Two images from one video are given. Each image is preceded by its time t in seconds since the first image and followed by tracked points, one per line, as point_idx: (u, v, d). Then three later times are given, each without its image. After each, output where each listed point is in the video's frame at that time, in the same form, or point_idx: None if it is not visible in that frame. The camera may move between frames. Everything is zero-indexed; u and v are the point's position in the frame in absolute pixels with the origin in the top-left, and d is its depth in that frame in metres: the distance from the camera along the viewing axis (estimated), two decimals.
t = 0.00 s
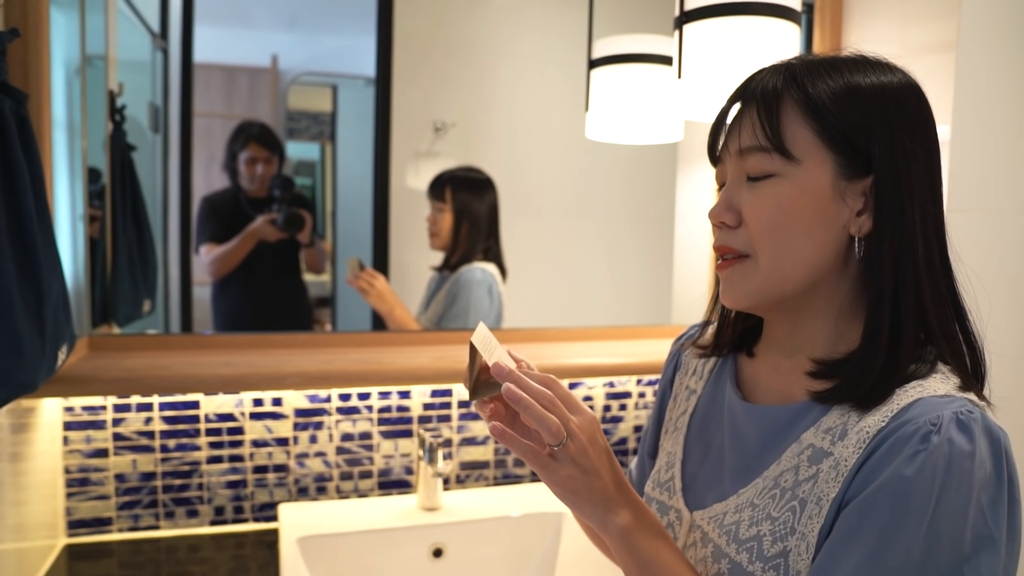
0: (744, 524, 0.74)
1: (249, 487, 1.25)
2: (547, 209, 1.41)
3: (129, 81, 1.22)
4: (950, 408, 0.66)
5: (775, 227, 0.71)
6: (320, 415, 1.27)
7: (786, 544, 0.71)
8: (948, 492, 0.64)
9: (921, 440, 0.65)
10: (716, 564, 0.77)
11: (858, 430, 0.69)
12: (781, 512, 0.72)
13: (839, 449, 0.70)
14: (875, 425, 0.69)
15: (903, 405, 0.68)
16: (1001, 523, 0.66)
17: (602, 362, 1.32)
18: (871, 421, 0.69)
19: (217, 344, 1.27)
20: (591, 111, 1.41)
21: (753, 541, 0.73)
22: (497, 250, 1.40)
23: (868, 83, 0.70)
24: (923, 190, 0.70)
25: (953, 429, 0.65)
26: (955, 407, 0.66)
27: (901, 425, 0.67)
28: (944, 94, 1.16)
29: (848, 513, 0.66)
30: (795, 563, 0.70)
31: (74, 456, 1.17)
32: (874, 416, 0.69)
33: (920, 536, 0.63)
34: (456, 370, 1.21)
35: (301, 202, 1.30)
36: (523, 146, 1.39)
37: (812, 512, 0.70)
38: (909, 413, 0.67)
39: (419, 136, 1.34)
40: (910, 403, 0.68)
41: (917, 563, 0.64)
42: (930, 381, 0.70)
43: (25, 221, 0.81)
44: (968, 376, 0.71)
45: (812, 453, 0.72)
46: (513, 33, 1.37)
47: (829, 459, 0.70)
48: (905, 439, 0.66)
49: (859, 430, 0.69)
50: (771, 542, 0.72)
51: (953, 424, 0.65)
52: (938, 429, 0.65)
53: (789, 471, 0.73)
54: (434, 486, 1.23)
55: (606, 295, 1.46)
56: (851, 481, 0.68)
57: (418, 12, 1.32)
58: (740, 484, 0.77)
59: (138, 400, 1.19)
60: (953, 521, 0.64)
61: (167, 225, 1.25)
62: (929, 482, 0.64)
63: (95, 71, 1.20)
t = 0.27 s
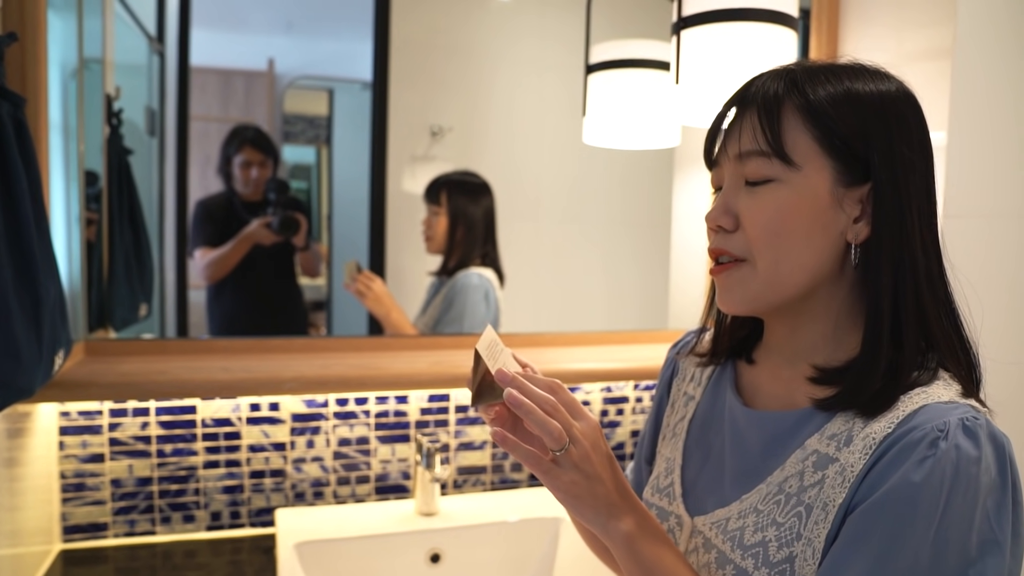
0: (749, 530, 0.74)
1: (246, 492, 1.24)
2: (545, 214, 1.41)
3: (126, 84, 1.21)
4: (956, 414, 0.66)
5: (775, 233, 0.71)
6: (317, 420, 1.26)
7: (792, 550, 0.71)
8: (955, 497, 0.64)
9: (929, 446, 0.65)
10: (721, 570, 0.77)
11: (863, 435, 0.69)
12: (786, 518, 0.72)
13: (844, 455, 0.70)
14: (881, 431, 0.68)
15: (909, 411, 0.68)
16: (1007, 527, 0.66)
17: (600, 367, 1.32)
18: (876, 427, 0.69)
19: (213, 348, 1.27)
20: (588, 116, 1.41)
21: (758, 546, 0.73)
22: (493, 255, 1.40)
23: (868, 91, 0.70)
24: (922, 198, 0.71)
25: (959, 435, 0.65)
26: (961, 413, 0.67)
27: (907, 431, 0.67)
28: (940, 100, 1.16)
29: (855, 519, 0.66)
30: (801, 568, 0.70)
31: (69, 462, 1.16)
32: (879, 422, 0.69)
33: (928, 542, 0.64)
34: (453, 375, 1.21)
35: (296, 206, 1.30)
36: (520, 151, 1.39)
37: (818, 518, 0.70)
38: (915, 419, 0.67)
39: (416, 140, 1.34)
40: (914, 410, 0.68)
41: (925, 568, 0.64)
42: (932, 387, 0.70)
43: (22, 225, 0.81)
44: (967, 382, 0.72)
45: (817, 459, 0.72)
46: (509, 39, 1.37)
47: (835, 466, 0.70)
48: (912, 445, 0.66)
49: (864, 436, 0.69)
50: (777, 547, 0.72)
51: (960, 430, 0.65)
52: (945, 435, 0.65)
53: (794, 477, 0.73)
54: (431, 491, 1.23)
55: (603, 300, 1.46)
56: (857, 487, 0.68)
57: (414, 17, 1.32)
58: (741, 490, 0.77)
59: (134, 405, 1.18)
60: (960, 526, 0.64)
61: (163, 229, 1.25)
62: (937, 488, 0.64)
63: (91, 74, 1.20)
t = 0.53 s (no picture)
0: (751, 530, 0.74)
1: (246, 493, 1.24)
2: (545, 214, 1.41)
3: (126, 84, 1.21)
4: (958, 414, 0.67)
5: (772, 238, 0.71)
6: (317, 420, 1.26)
7: (794, 550, 0.71)
8: (957, 497, 0.64)
9: (931, 445, 0.65)
10: (723, 569, 0.77)
11: (864, 436, 0.69)
12: (788, 518, 0.72)
13: (846, 455, 0.70)
14: (883, 431, 0.68)
15: (909, 412, 0.68)
16: (1007, 524, 0.67)
17: (600, 368, 1.32)
18: (877, 427, 0.69)
19: (213, 348, 1.27)
20: (588, 117, 1.41)
21: (760, 546, 0.73)
22: (493, 256, 1.40)
23: (860, 94, 0.70)
24: (918, 198, 0.71)
25: (961, 435, 0.65)
26: (962, 413, 0.67)
27: (909, 432, 0.67)
28: (940, 101, 1.17)
29: (858, 519, 0.66)
30: (803, 567, 0.70)
31: (69, 462, 1.16)
32: (881, 422, 0.69)
33: (930, 541, 0.64)
34: (454, 376, 1.21)
35: (295, 206, 1.30)
36: (520, 152, 1.39)
37: (820, 517, 0.70)
38: (916, 419, 0.68)
39: (416, 141, 1.34)
40: (915, 411, 0.68)
41: (927, 566, 0.64)
42: (932, 388, 0.70)
43: (23, 225, 0.81)
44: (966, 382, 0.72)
45: (819, 459, 0.72)
46: (509, 40, 1.37)
47: (836, 466, 0.70)
48: (914, 445, 0.66)
49: (866, 436, 0.69)
50: (779, 547, 0.72)
51: (961, 430, 0.66)
52: (947, 435, 0.65)
53: (796, 477, 0.73)
54: (432, 491, 1.23)
55: (603, 301, 1.46)
56: (859, 487, 0.68)
57: (415, 18, 1.32)
58: (742, 491, 0.77)
59: (134, 405, 1.18)
60: (961, 525, 0.65)
61: (162, 229, 1.25)
62: (939, 488, 0.64)
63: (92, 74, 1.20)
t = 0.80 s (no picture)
0: (741, 527, 0.74)
1: (243, 490, 1.24)
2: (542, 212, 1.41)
3: (123, 81, 1.21)
4: (943, 409, 0.67)
5: (766, 235, 0.71)
6: (315, 417, 1.26)
7: (784, 546, 0.71)
8: (943, 491, 0.64)
9: (917, 440, 0.65)
10: (714, 567, 0.77)
11: (852, 432, 0.70)
12: (778, 514, 0.72)
13: (833, 451, 0.70)
14: (870, 427, 0.69)
15: (895, 407, 0.69)
16: (993, 517, 0.67)
17: (597, 365, 1.32)
18: (865, 424, 0.69)
19: (211, 345, 1.27)
20: (586, 115, 1.41)
21: (750, 543, 0.73)
22: (491, 253, 1.40)
23: (856, 92, 0.70)
24: (908, 195, 0.71)
25: (946, 429, 0.66)
26: (947, 407, 0.67)
27: (895, 427, 0.67)
28: (938, 99, 1.17)
29: (846, 514, 0.66)
30: (793, 563, 0.70)
31: (66, 459, 1.16)
32: (867, 418, 0.70)
33: (918, 535, 0.64)
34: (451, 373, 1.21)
35: (293, 203, 1.30)
36: (518, 149, 1.39)
37: (809, 513, 0.70)
38: (902, 414, 0.68)
39: (414, 138, 1.34)
40: (899, 407, 0.69)
41: (914, 559, 0.64)
42: (918, 382, 0.71)
43: (18, 221, 0.81)
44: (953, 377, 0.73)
45: (807, 456, 0.72)
46: (508, 38, 1.37)
47: (824, 462, 0.70)
48: (900, 440, 0.66)
49: (853, 432, 0.70)
50: (769, 544, 0.72)
51: (946, 424, 0.66)
52: (932, 430, 0.65)
53: (785, 474, 0.73)
54: (429, 489, 1.23)
55: (601, 298, 1.46)
56: (848, 483, 0.68)
57: (413, 15, 1.32)
58: (731, 488, 0.77)
59: (131, 402, 1.18)
60: (947, 518, 0.65)
61: (160, 226, 1.24)
62: (925, 482, 0.64)
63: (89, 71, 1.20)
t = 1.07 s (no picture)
0: (738, 524, 0.74)
1: (241, 489, 1.24)
2: (540, 209, 1.41)
3: (120, 80, 1.21)
4: (935, 400, 0.67)
5: (762, 242, 0.71)
6: (313, 416, 1.26)
7: (781, 542, 0.71)
8: (938, 481, 0.65)
9: (911, 432, 0.65)
10: (712, 565, 0.76)
11: (846, 426, 0.70)
12: (774, 510, 0.72)
13: (828, 446, 0.70)
14: (864, 421, 0.69)
15: (888, 401, 0.69)
16: (986, 506, 0.68)
17: (596, 363, 1.32)
18: (858, 418, 0.69)
19: (209, 344, 1.27)
20: (584, 112, 1.41)
21: (747, 539, 0.73)
22: (489, 251, 1.40)
23: (850, 93, 0.70)
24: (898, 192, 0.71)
25: (939, 421, 0.66)
26: (940, 399, 0.68)
27: (888, 420, 0.67)
28: (936, 96, 1.16)
29: (843, 508, 0.66)
30: (791, 558, 0.70)
31: (64, 458, 1.16)
32: (862, 413, 0.70)
33: (913, 525, 0.64)
34: (449, 372, 1.21)
35: (292, 202, 1.30)
36: (515, 147, 1.39)
37: (805, 508, 0.70)
38: (895, 407, 0.68)
39: (412, 136, 1.33)
40: (891, 400, 0.69)
41: (909, 549, 0.65)
42: (909, 375, 0.71)
43: (14, 220, 0.81)
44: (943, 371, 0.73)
45: (802, 451, 0.72)
46: (506, 35, 1.36)
47: (819, 457, 0.70)
48: (894, 432, 0.66)
49: (847, 426, 0.70)
50: (766, 540, 0.72)
51: (939, 415, 0.66)
52: (926, 421, 0.66)
53: (780, 469, 0.72)
54: (427, 487, 1.23)
55: (598, 296, 1.46)
56: (843, 477, 0.68)
57: (411, 13, 1.32)
58: (727, 485, 0.77)
59: (129, 401, 1.18)
60: (941, 508, 0.65)
61: (158, 225, 1.24)
62: (921, 473, 0.64)
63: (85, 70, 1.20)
